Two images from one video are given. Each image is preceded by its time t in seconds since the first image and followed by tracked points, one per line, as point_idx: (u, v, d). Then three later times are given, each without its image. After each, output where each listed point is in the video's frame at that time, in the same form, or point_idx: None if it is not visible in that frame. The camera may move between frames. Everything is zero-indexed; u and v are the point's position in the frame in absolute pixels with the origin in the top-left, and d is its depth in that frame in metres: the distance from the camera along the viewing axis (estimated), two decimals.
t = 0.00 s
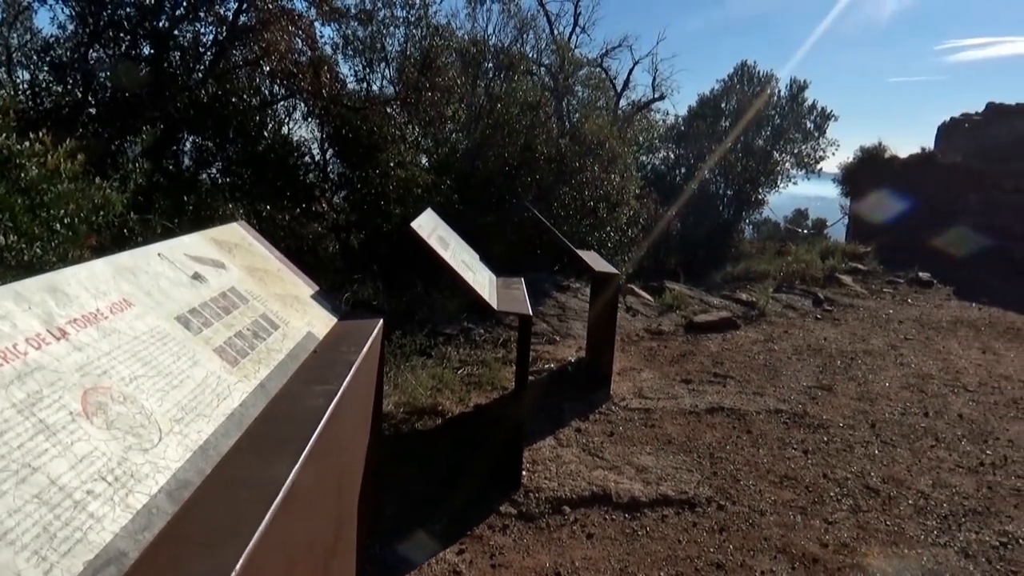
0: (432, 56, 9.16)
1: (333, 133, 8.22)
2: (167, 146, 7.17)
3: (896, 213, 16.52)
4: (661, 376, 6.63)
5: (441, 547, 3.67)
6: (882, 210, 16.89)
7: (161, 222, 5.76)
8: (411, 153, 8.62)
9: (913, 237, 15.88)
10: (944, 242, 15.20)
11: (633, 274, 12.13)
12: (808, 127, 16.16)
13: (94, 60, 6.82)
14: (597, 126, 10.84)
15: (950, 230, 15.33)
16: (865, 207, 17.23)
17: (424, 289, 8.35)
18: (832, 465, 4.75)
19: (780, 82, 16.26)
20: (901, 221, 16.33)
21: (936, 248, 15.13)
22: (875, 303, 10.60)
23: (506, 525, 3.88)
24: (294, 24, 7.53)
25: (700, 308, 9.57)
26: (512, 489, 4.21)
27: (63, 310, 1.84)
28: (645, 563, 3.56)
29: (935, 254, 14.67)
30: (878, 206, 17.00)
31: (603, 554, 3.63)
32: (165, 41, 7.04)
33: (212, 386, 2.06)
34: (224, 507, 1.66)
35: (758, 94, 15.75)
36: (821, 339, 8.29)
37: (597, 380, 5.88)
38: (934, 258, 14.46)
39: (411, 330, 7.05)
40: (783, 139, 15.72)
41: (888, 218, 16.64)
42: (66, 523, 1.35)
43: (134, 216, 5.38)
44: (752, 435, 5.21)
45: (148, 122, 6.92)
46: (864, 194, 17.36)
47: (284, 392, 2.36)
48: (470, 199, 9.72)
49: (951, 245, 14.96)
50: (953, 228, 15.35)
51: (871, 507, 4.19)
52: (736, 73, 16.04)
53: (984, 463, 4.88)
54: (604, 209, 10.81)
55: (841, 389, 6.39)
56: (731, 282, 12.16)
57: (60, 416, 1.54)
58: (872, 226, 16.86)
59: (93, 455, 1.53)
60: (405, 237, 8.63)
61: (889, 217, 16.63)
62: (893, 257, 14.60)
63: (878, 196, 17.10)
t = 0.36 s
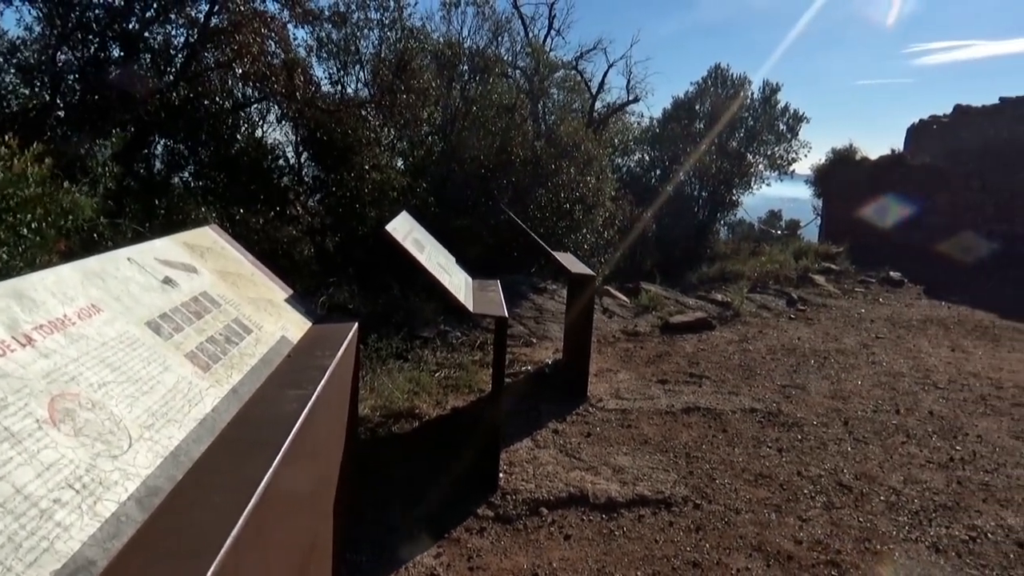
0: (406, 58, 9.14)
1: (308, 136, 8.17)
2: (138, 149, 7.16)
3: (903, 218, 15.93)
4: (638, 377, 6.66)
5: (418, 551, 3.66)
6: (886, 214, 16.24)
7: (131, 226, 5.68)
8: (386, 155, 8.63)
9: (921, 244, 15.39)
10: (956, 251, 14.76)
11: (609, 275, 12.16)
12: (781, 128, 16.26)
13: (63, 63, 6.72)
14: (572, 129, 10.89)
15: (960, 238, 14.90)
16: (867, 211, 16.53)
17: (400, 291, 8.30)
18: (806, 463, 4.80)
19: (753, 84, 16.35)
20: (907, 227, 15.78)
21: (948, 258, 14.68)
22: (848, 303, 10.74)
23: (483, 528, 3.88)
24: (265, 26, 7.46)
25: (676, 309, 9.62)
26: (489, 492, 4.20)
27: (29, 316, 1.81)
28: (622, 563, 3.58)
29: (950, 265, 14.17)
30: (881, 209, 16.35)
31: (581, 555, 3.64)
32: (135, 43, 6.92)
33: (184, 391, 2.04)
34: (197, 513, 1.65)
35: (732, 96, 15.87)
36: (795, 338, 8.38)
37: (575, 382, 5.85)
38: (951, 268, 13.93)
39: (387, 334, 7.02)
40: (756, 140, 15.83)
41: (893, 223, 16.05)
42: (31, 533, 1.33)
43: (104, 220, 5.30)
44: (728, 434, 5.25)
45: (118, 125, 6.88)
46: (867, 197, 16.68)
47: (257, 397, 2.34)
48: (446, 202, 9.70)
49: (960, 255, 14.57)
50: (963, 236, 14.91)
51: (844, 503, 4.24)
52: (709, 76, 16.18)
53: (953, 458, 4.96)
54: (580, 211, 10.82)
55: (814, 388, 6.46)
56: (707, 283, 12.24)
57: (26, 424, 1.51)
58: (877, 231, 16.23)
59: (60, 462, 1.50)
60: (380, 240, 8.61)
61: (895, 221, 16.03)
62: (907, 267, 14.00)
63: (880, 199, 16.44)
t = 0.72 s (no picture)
0: (380, 61, 9.13)
1: (280, 138, 8.10)
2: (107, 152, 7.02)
3: (906, 220, 15.52)
4: (613, 378, 6.69)
5: (394, 555, 3.64)
6: (889, 216, 15.86)
7: (100, 231, 5.59)
8: (359, 158, 8.61)
9: (926, 247, 15.00)
10: (962, 253, 14.36)
11: (584, 277, 12.20)
12: (752, 130, 16.40)
13: (28, 65, 6.54)
14: (546, 131, 10.92)
15: (964, 239, 14.49)
16: (869, 213, 16.15)
17: (374, 295, 8.25)
18: (779, 461, 4.86)
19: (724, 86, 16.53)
20: (910, 229, 15.38)
21: (955, 261, 14.29)
22: (819, 302, 10.88)
23: (460, 531, 3.87)
24: (236, 28, 7.41)
25: (650, 309, 9.69)
26: (465, 495, 4.19)
27: None
28: (598, 563, 3.59)
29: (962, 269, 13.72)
30: (883, 212, 15.98)
31: (558, 556, 3.65)
32: (102, 45, 6.82)
33: (153, 398, 2.01)
34: (168, 522, 1.63)
35: (704, 98, 16.00)
36: (767, 337, 8.48)
37: (551, 383, 5.87)
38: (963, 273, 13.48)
39: (361, 338, 6.98)
40: (728, 142, 15.95)
41: (896, 225, 15.65)
42: None
43: (71, 225, 5.21)
44: (702, 433, 5.30)
45: (85, 128, 6.77)
46: (866, 198, 16.30)
47: (228, 403, 2.32)
48: (420, 205, 9.68)
49: (967, 257, 14.18)
50: (967, 237, 14.47)
51: (816, 500, 4.29)
52: (682, 79, 16.30)
53: (922, 454, 5.06)
54: (554, 213, 10.81)
55: (786, 387, 6.53)
56: (680, 284, 12.33)
57: None
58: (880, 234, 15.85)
59: (26, 471, 1.48)
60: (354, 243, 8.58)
61: (898, 223, 15.64)
62: (910, 272, 13.63)
63: (883, 201, 16.06)
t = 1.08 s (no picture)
0: (351, 62, 9.11)
1: (251, 140, 8.03)
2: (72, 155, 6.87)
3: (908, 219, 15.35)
4: (587, 379, 6.72)
5: (367, 559, 3.63)
6: (894, 216, 15.64)
7: (65, 234, 5.48)
8: (331, 160, 8.54)
9: (929, 245, 14.72)
10: (966, 252, 14.08)
11: (558, 278, 12.23)
12: (723, 132, 16.57)
13: None
14: (519, 132, 10.93)
15: (967, 238, 14.19)
16: (873, 213, 15.96)
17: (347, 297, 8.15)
18: (750, 459, 4.91)
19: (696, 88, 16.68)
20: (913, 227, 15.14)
21: (960, 262, 14.04)
22: (789, 302, 11.02)
23: (434, 533, 3.86)
24: (206, 29, 7.36)
25: (624, 310, 9.74)
26: (439, 498, 4.18)
27: None
28: (572, 563, 3.60)
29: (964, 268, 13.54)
30: (888, 212, 15.79)
31: (532, 557, 3.65)
32: (66, 44, 6.66)
33: (120, 404, 1.99)
34: (137, 530, 1.61)
35: (675, 100, 16.14)
36: (738, 337, 8.57)
37: (525, 385, 5.87)
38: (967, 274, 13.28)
39: (334, 341, 6.93)
40: (699, 143, 16.06)
41: (900, 224, 15.45)
42: None
43: (36, 228, 5.12)
44: (675, 433, 5.34)
45: (50, 130, 6.63)
46: (867, 198, 16.17)
47: (197, 408, 2.29)
48: (392, 207, 9.64)
49: (971, 256, 13.91)
50: (970, 235, 14.19)
51: (787, 497, 4.35)
52: (653, 81, 16.44)
53: (890, 450, 5.14)
54: (528, 215, 10.78)
55: (757, 386, 6.60)
56: (653, 284, 12.41)
57: None
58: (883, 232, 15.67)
59: None
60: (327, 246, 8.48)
61: (902, 222, 15.42)
62: (897, 275, 13.66)
63: (889, 200, 15.85)
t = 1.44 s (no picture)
0: (323, 63, 9.06)
1: (221, 142, 7.95)
2: (36, 154, 6.76)
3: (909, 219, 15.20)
4: (561, 380, 6.73)
5: (341, 564, 3.61)
6: (890, 216, 15.46)
7: (29, 236, 5.37)
8: (302, 160, 8.47)
9: (927, 246, 14.57)
10: (965, 254, 13.96)
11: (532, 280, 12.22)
12: (695, 135, 16.70)
13: None
14: (493, 134, 10.93)
15: (966, 240, 14.12)
16: (870, 211, 15.72)
17: (319, 300, 8.10)
18: (723, 458, 4.96)
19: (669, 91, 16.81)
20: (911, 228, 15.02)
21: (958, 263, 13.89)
22: (760, 302, 11.15)
23: (408, 536, 3.84)
24: (174, 28, 7.18)
25: (597, 311, 9.77)
26: (413, 501, 4.16)
27: None
28: (546, 564, 3.61)
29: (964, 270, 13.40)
30: (885, 212, 15.60)
31: (507, 559, 3.66)
32: (31, 44, 6.37)
33: (86, 409, 1.95)
34: (102, 537, 1.58)
35: (648, 102, 16.27)
36: (711, 337, 8.65)
37: (499, 386, 5.86)
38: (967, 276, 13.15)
39: (307, 343, 6.88)
40: (671, 145, 16.19)
41: (897, 224, 15.27)
42: None
43: None
44: (648, 433, 5.37)
45: (14, 131, 6.41)
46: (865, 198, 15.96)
47: (166, 412, 2.26)
48: (365, 208, 9.60)
49: (969, 258, 13.79)
50: (970, 238, 14.11)
51: (759, 495, 4.40)
52: (626, 83, 16.49)
53: (859, 448, 5.23)
54: (502, 216, 10.74)
55: (730, 385, 6.66)
56: (627, 286, 12.48)
57: None
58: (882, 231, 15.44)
59: None
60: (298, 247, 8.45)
61: (900, 223, 15.26)
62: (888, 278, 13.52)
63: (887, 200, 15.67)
